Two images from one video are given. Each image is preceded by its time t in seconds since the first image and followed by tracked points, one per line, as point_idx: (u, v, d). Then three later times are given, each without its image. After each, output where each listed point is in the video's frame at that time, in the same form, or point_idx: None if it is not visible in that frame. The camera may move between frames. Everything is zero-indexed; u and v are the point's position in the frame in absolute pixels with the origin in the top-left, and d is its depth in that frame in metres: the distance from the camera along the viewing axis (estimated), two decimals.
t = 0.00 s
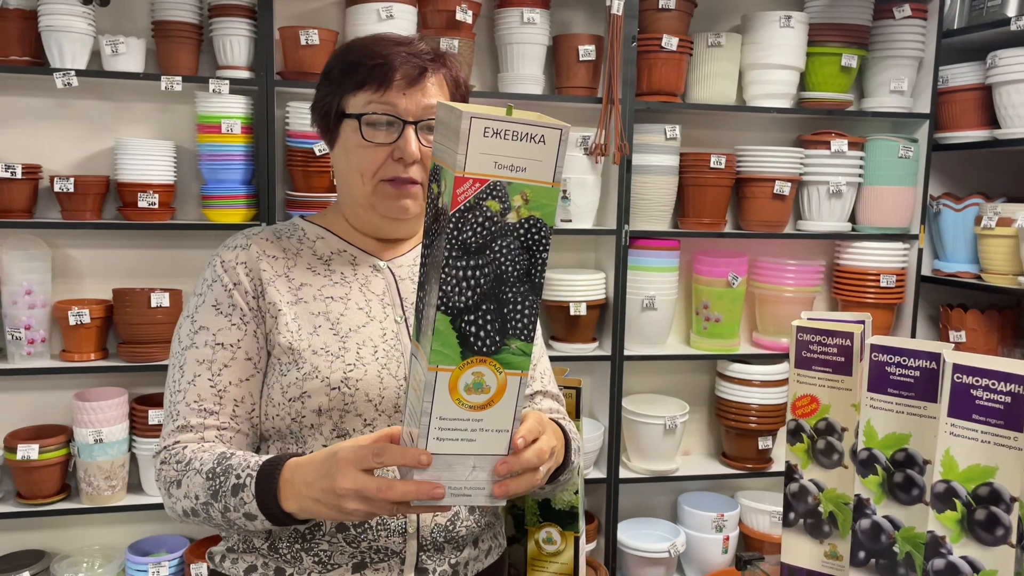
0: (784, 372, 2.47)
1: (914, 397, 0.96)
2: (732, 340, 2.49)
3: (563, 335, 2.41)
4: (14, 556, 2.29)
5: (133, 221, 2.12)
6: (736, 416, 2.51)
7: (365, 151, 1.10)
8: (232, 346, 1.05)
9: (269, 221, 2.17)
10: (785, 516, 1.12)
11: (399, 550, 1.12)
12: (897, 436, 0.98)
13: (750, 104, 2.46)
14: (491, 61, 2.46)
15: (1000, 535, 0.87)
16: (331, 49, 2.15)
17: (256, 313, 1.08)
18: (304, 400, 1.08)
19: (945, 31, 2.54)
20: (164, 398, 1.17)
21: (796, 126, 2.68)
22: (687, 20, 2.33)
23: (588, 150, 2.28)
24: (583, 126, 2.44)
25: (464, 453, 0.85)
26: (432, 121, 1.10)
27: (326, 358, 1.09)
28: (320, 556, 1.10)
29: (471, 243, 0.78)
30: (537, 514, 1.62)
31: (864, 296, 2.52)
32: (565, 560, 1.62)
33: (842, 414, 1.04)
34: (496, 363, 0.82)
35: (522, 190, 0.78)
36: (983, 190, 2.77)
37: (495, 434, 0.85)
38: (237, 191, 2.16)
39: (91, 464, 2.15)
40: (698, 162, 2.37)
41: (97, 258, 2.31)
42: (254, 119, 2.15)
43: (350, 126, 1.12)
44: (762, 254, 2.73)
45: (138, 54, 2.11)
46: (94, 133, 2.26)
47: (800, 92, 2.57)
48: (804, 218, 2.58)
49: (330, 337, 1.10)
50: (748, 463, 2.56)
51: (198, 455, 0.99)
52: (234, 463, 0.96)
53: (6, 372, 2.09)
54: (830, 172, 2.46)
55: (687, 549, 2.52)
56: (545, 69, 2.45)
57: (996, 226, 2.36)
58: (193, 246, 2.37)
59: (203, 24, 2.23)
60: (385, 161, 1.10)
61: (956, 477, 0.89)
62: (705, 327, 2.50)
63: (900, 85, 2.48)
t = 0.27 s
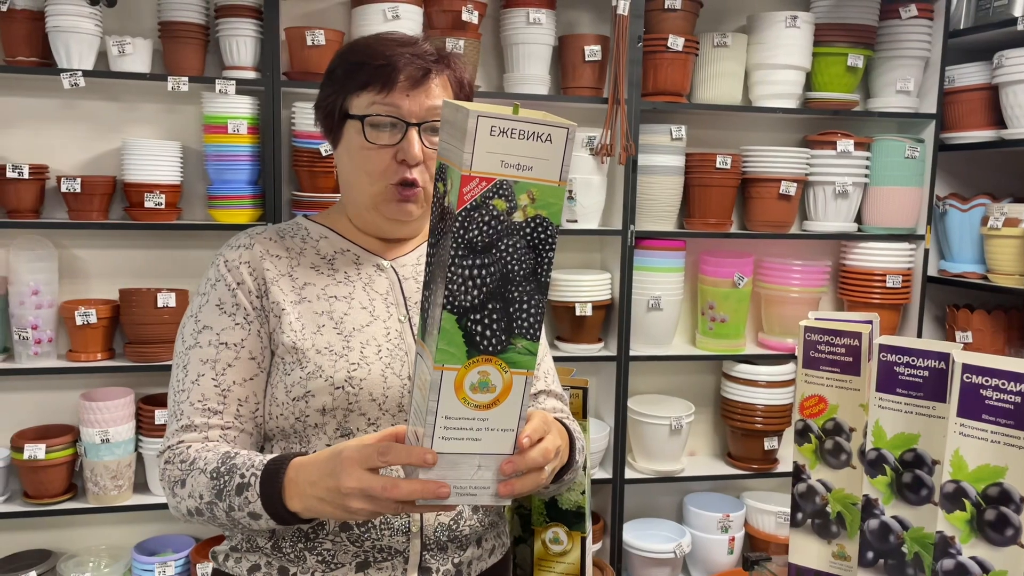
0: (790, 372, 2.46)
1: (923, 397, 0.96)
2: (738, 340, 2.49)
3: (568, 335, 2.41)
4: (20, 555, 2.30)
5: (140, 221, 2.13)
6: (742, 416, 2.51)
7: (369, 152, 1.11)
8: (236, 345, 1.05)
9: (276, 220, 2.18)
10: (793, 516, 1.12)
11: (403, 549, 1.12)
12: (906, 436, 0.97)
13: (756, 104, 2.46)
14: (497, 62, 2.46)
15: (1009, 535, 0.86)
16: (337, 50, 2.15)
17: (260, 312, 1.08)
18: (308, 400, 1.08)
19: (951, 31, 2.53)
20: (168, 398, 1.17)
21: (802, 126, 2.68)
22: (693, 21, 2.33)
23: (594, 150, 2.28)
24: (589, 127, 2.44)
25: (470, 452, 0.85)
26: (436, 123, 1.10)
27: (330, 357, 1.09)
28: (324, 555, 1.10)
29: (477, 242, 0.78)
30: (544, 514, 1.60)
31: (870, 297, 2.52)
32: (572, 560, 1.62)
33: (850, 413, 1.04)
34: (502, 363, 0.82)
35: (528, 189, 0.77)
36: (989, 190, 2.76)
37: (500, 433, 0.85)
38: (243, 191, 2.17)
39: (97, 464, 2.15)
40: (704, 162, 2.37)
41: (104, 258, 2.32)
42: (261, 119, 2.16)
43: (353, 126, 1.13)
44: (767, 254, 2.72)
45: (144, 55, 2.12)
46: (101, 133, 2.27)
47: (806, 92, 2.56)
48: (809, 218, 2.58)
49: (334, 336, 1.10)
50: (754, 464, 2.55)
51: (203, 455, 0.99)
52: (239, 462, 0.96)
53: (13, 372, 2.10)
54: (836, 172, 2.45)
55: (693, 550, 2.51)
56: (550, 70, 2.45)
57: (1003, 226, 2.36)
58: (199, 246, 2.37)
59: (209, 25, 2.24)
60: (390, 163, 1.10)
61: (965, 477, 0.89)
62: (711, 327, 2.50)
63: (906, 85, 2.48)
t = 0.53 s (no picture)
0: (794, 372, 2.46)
1: (929, 396, 0.95)
2: (741, 340, 2.49)
3: (572, 335, 2.41)
4: (24, 554, 2.30)
5: (143, 221, 2.13)
6: (746, 416, 2.50)
7: (370, 157, 1.11)
8: (237, 345, 1.04)
9: (279, 219, 2.18)
10: (798, 515, 1.11)
11: (404, 548, 1.12)
12: (911, 436, 0.97)
13: (760, 103, 2.46)
14: (500, 60, 2.46)
15: (1016, 534, 0.86)
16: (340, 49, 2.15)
17: (261, 311, 1.08)
18: (310, 399, 1.08)
19: (956, 29, 2.52)
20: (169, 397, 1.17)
21: (806, 125, 2.67)
22: (696, 19, 2.33)
23: (598, 149, 2.28)
24: (592, 126, 2.44)
25: (473, 456, 0.85)
26: (438, 128, 1.10)
27: (331, 356, 1.08)
28: (326, 555, 1.09)
29: (481, 247, 0.77)
30: (548, 513, 1.61)
31: (875, 296, 2.51)
32: (576, 560, 1.61)
33: (855, 412, 1.04)
34: (505, 367, 0.82)
35: (532, 194, 0.77)
36: (994, 189, 2.75)
37: (504, 438, 0.85)
38: (246, 190, 2.16)
39: (101, 463, 2.15)
40: (707, 161, 2.37)
41: (107, 257, 2.32)
42: (263, 119, 2.16)
43: (355, 129, 1.13)
44: (771, 253, 2.72)
45: (148, 54, 2.12)
46: (104, 133, 2.27)
47: (810, 91, 2.56)
48: (813, 217, 2.57)
49: (336, 335, 1.09)
50: (758, 464, 2.55)
51: (205, 454, 0.98)
52: (240, 462, 0.96)
53: (17, 371, 2.10)
54: (840, 171, 2.45)
55: (696, 550, 2.51)
56: (554, 69, 2.45)
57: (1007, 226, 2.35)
58: (203, 245, 2.37)
59: (212, 24, 2.24)
60: (390, 167, 1.10)
61: (971, 477, 0.88)
62: (714, 326, 2.49)
63: (911, 84, 2.47)
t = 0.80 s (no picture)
0: (795, 370, 2.45)
1: (931, 394, 0.95)
2: (743, 338, 2.48)
3: (574, 333, 2.41)
4: (26, 553, 2.31)
5: (144, 219, 2.13)
6: (747, 415, 2.50)
7: (366, 149, 1.10)
8: (238, 343, 1.04)
9: (280, 216, 2.18)
10: (800, 514, 1.11)
11: (406, 546, 1.12)
12: (913, 434, 0.97)
13: (762, 101, 2.45)
14: (501, 58, 2.46)
15: (1018, 532, 0.86)
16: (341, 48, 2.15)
17: (262, 309, 1.08)
18: (311, 397, 1.08)
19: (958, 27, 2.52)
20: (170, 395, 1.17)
21: (808, 123, 2.67)
22: (698, 18, 2.32)
23: (599, 148, 2.27)
24: (593, 124, 2.44)
25: (473, 452, 0.85)
26: (434, 117, 1.10)
27: (332, 354, 1.08)
28: (328, 552, 1.09)
29: (479, 242, 0.78)
30: (549, 511, 1.61)
31: (877, 295, 2.51)
32: (578, 558, 1.61)
33: (857, 410, 1.03)
34: (506, 362, 0.82)
35: (529, 188, 0.78)
36: (996, 187, 2.74)
37: (506, 433, 0.85)
38: (248, 188, 2.16)
39: (102, 462, 2.16)
40: (709, 160, 2.36)
41: (108, 256, 2.32)
42: (264, 117, 2.17)
43: (351, 123, 1.12)
44: (773, 252, 2.71)
45: (149, 53, 2.12)
46: (105, 131, 2.27)
47: (812, 89, 2.55)
48: (815, 216, 2.57)
49: (337, 333, 1.09)
50: (759, 462, 2.54)
51: (206, 453, 0.98)
52: (242, 460, 0.96)
53: (19, 370, 2.10)
54: (842, 169, 2.44)
55: (698, 548, 2.51)
56: (555, 67, 2.45)
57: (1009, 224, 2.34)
58: (204, 244, 2.38)
59: (213, 22, 2.24)
60: (387, 158, 1.09)
61: (974, 474, 0.88)
62: (716, 325, 2.49)
63: (912, 82, 2.47)
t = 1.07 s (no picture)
0: (796, 369, 2.45)
1: (932, 393, 0.95)
2: (744, 337, 2.48)
3: (574, 332, 2.41)
4: (27, 552, 2.31)
5: (144, 218, 2.13)
6: (748, 414, 2.50)
7: (365, 144, 1.10)
8: (237, 342, 1.04)
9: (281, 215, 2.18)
10: (800, 513, 1.11)
11: (408, 544, 1.12)
12: (914, 433, 0.97)
13: (763, 99, 2.45)
14: (502, 57, 2.46)
15: (1019, 532, 0.86)
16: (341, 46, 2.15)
17: (261, 308, 1.07)
18: (312, 395, 1.08)
19: (959, 25, 2.52)
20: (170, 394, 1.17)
21: (808, 122, 2.66)
22: (699, 16, 2.32)
23: (599, 146, 2.27)
24: (594, 122, 2.44)
25: (473, 457, 0.86)
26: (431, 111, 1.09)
27: (332, 352, 1.08)
28: (330, 551, 1.09)
29: (471, 247, 0.79)
30: (549, 509, 1.60)
31: (878, 293, 2.51)
32: (578, 557, 1.61)
33: (858, 410, 1.03)
34: (502, 367, 0.84)
35: (521, 192, 0.79)
36: (997, 185, 2.74)
37: (505, 438, 0.86)
38: (248, 187, 2.17)
39: (103, 461, 2.16)
40: (709, 158, 2.36)
41: (109, 254, 2.32)
42: (265, 116, 2.16)
43: (349, 119, 1.12)
44: (774, 250, 2.71)
45: (149, 51, 2.12)
46: (106, 130, 2.27)
47: (813, 87, 2.55)
48: (816, 214, 2.57)
49: (336, 331, 1.09)
50: (760, 461, 2.54)
51: (206, 453, 0.98)
52: (242, 461, 0.96)
53: (19, 369, 2.10)
54: (843, 168, 2.44)
55: (698, 547, 2.51)
56: (556, 65, 2.44)
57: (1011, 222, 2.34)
58: (205, 243, 2.38)
59: (214, 21, 2.23)
60: (387, 153, 1.09)
61: (974, 474, 0.88)
62: (717, 324, 2.49)
63: (914, 80, 2.46)
